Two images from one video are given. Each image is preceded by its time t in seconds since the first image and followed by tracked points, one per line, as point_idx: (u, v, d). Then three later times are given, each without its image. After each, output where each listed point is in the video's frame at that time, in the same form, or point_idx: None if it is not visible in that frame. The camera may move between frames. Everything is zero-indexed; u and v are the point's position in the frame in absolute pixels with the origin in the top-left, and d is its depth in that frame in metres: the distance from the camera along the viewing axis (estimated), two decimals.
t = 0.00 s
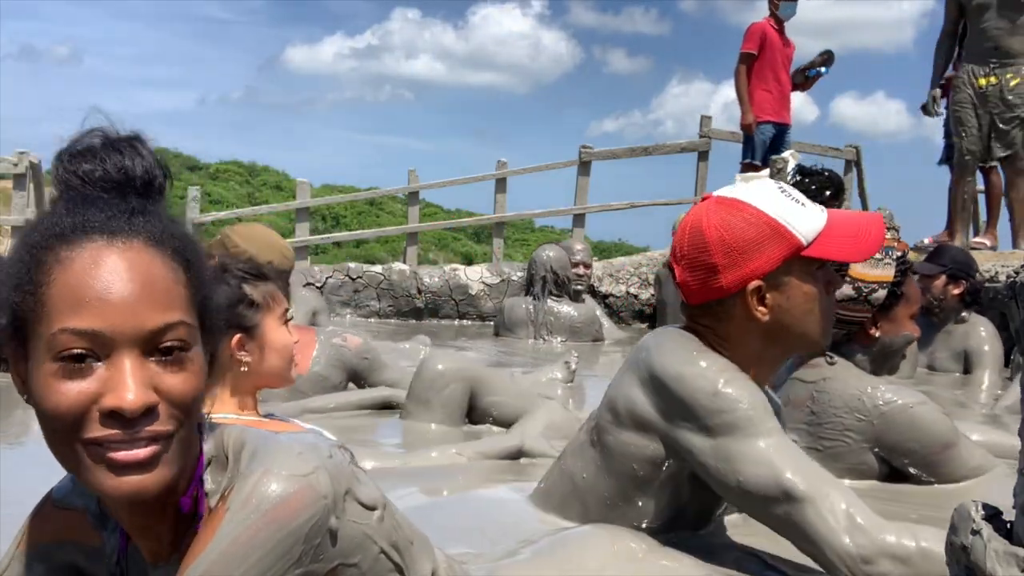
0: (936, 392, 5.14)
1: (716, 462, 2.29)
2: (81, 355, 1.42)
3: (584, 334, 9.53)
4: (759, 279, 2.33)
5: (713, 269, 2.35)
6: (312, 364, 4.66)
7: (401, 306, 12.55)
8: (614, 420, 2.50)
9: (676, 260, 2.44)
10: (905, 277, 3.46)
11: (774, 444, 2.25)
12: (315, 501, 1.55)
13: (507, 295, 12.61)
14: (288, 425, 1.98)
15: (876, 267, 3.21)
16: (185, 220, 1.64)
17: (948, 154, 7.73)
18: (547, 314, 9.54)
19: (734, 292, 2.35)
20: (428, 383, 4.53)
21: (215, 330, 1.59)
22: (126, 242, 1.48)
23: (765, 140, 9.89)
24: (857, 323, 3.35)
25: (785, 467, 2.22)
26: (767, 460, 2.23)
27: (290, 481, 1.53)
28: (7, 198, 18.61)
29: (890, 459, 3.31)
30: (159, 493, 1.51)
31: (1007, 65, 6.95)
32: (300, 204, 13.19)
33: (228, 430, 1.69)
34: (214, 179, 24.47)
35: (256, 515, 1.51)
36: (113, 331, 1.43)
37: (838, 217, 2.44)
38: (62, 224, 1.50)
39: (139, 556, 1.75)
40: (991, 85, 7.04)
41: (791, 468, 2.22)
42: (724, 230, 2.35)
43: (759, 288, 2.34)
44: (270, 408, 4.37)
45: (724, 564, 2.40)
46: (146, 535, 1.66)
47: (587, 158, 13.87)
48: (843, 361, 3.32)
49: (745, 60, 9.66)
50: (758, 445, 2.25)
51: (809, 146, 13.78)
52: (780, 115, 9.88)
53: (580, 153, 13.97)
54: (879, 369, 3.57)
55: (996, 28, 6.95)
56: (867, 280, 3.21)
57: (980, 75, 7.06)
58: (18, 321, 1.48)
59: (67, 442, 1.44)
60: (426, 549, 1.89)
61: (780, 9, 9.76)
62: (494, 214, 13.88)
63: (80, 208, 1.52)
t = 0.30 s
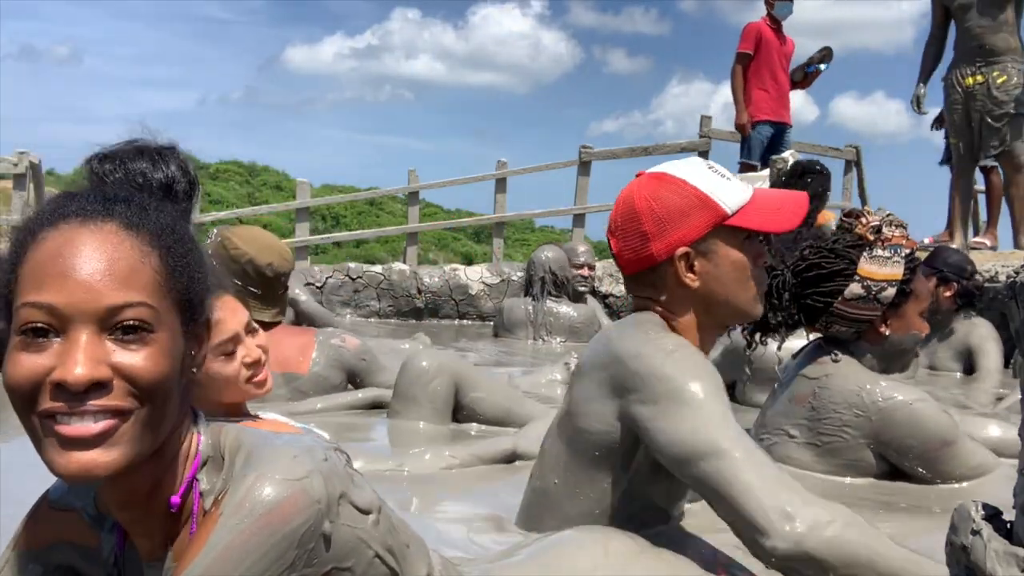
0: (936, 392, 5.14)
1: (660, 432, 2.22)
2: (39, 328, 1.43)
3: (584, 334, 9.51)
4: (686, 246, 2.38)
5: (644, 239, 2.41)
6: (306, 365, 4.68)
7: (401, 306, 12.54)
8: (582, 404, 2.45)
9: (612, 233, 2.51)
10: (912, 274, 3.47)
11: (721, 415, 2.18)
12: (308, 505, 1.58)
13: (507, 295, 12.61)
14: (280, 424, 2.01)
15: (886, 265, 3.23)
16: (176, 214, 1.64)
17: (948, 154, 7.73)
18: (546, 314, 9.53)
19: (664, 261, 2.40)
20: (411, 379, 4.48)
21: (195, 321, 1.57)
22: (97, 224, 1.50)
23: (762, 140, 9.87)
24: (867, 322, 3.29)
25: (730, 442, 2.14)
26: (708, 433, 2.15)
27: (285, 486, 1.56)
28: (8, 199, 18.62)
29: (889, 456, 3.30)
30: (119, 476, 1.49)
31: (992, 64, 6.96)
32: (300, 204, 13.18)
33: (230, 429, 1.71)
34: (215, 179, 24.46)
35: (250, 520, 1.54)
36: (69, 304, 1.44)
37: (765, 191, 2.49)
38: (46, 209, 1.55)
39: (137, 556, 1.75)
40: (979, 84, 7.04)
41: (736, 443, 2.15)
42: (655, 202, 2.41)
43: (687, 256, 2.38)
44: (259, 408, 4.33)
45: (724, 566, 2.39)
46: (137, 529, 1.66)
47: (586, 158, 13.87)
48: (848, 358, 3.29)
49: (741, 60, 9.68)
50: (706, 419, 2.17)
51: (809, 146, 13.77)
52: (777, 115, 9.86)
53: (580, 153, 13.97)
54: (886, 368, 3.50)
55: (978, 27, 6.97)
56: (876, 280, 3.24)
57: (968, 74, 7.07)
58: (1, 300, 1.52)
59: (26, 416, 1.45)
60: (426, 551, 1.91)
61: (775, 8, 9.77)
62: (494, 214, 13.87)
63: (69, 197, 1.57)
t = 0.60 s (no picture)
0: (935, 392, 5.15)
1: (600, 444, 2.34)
2: (38, 328, 1.44)
3: (583, 335, 9.51)
4: (673, 302, 2.55)
5: (633, 296, 2.57)
6: (302, 360, 4.65)
7: (401, 306, 12.54)
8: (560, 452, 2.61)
9: (604, 293, 2.67)
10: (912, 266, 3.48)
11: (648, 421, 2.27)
12: (307, 510, 1.58)
13: (507, 296, 12.61)
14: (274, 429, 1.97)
15: (883, 263, 3.22)
16: (176, 218, 1.66)
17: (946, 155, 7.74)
18: (545, 315, 9.54)
19: (652, 317, 2.56)
20: (399, 371, 4.48)
21: (195, 322, 1.58)
22: (95, 224, 1.52)
23: (762, 140, 9.87)
24: (873, 321, 3.30)
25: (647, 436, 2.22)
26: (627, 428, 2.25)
27: (284, 489, 1.57)
28: (7, 198, 18.60)
29: (893, 451, 3.30)
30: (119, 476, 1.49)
31: (987, 62, 6.96)
32: (300, 205, 13.19)
33: (233, 432, 1.72)
34: (215, 179, 24.45)
35: (248, 524, 1.55)
36: (67, 304, 1.44)
37: (742, 252, 2.68)
38: (46, 212, 1.56)
39: (140, 558, 1.75)
40: (975, 83, 7.03)
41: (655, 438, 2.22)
42: (643, 264, 2.57)
43: (673, 312, 2.56)
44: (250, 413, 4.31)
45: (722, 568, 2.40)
46: (138, 527, 1.66)
47: (586, 158, 13.88)
48: (857, 353, 3.34)
49: (740, 63, 9.70)
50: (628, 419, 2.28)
51: (809, 146, 13.78)
52: (777, 115, 9.86)
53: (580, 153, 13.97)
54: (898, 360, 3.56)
55: (967, 30, 7.01)
56: (875, 279, 3.23)
57: (964, 75, 7.06)
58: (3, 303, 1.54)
59: (25, 415, 1.45)
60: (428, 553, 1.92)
61: (773, 9, 9.78)
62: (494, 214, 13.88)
63: (70, 201, 1.59)
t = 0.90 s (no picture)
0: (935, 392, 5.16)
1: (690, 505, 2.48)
2: (42, 347, 1.47)
3: (584, 335, 9.58)
4: (712, 352, 2.59)
5: (673, 342, 2.61)
6: (296, 356, 4.65)
7: (401, 306, 12.54)
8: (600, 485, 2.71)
9: (641, 335, 2.69)
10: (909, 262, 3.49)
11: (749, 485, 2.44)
12: (311, 524, 1.62)
13: (507, 296, 12.61)
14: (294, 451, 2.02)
15: (879, 259, 3.21)
16: (176, 227, 1.67)
17: (946, 154, 7.74)
18: (545, 315, 9.54)
19: (691, 364, 2.60)
20: (392, 366, 4.46)
21: (199, 333, 1.60)
22: (95, 241, 1.53)
23: (762, 140, 9.87)
24: (874, 317, 3.29)
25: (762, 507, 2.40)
26: (742, 499, 2.40)
27: (287, 504, 1.60)
28: (7, 198, 18.58)
29: (899, 448, 3.29)
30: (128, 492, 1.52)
31: (985, 60, 6.95)
32: (300, 205, 13.18)
33: (239, 442, 1.73)
34: (215, 179, 24.44)
35: (252, 538, 1.58)
36: (70, 322, 1.46)
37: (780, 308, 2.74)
38: (48, 229, 1.58)
39: (150, 564, 1.75)
40: (974, 82, 7.01)
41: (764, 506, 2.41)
42: (687, 311, 2.61)
43: (712, 362, 2.60)
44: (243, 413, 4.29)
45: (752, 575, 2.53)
46: (148, 537, 1.67)
47: (586, 158, 13.88)
48: (867, 350, 3.34)
49: (741, 64, 9.71)
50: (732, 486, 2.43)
51: (809, 146, 13.78)
52: (778, 115, 9.86)
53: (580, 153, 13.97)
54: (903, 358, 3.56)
55: (965, 29, 7.02)
56: (872, 275, 3.22)
57: (962, 74, 7.05)
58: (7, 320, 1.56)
59: (33, 434, 1.48)
60: (433, 562, 1.97)
61: (773, 9, 9.78)
62: (494, 214, 13.87)
63: (68, 216, 1.61)
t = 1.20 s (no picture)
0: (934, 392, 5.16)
1: (721, 502, 2.49)
2: (48, 349, 1.47)
3: (584, 335, 9.55)
4: (705, 332, 2.60)
5: (666, 322, 2.62)
6: (291, 356, 4.69)
7: (401, 306, 12.54)
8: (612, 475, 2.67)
9: (633, 317, 2.70)
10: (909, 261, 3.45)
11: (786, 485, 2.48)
12: (314, 525, 1.60)
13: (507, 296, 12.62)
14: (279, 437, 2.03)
15: (878, 255, 3.21)
16: (186, 229, 1.66)
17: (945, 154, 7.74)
18: (546, 315, 9.53)
19: (684, 344, 2.61)
20: (385, 363, 4.39)
21: (205, 336, 1.59)
22: (105, 243, 1.53)
23: (763, 140, 9.85)
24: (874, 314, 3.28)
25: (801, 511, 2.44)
26: (777, 504, 2.44)
27: (291, 504, 1.59)
28: (7, 198, 18.55)
29: (899, 446, 3.29)
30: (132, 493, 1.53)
31: (981, 60, 6.94)
32: (299, 205, 13.17)
33: (246, 444, 1.74)
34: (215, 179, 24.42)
35: (254, 537, 1.55)
36: (77, 323, 1.46)
37: (771, 288, 2.76)
38: (60, 229, 1.57)
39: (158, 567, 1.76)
40: (969, 82, 7.02)
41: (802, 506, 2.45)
42: (679, 291, 2.62)
43: (705, 342, 2.61)
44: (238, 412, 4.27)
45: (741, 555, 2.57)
46: (156, 537, 1.69)
47: (586, 158, 13.88)
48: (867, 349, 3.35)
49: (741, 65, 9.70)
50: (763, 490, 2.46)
51: (809, 146, 13.77)
52: (778, 115, 9.85)
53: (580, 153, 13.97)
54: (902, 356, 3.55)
55: (964, 27, 7.01)
56: (870, 270, 3.22)
57: (958, 73, 7.06)
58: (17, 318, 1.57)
59: (38, 435, 1.48)
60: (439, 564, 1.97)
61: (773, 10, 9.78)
62: (494, 214, 13.87)
63: (79, 216, 1.61)
